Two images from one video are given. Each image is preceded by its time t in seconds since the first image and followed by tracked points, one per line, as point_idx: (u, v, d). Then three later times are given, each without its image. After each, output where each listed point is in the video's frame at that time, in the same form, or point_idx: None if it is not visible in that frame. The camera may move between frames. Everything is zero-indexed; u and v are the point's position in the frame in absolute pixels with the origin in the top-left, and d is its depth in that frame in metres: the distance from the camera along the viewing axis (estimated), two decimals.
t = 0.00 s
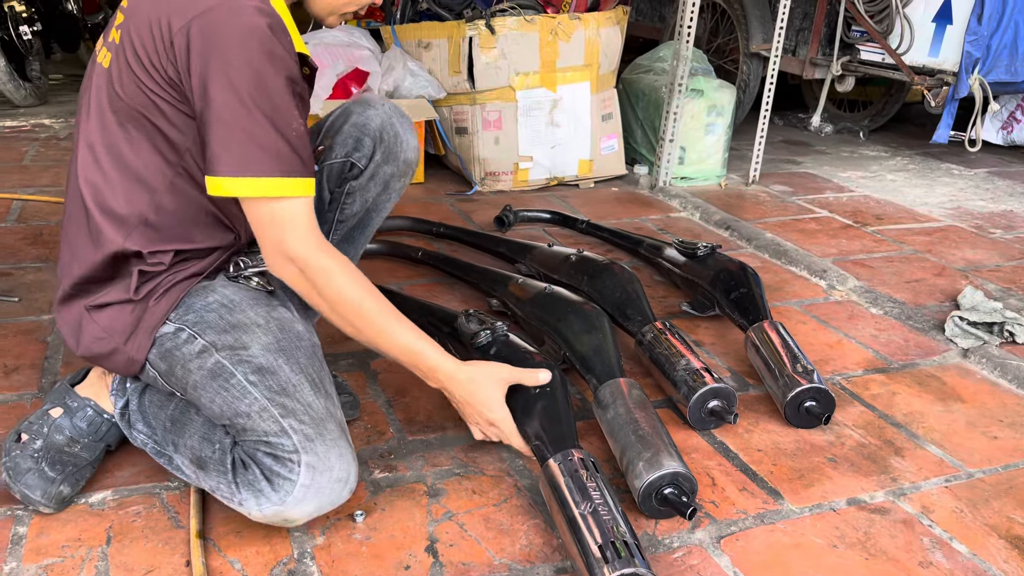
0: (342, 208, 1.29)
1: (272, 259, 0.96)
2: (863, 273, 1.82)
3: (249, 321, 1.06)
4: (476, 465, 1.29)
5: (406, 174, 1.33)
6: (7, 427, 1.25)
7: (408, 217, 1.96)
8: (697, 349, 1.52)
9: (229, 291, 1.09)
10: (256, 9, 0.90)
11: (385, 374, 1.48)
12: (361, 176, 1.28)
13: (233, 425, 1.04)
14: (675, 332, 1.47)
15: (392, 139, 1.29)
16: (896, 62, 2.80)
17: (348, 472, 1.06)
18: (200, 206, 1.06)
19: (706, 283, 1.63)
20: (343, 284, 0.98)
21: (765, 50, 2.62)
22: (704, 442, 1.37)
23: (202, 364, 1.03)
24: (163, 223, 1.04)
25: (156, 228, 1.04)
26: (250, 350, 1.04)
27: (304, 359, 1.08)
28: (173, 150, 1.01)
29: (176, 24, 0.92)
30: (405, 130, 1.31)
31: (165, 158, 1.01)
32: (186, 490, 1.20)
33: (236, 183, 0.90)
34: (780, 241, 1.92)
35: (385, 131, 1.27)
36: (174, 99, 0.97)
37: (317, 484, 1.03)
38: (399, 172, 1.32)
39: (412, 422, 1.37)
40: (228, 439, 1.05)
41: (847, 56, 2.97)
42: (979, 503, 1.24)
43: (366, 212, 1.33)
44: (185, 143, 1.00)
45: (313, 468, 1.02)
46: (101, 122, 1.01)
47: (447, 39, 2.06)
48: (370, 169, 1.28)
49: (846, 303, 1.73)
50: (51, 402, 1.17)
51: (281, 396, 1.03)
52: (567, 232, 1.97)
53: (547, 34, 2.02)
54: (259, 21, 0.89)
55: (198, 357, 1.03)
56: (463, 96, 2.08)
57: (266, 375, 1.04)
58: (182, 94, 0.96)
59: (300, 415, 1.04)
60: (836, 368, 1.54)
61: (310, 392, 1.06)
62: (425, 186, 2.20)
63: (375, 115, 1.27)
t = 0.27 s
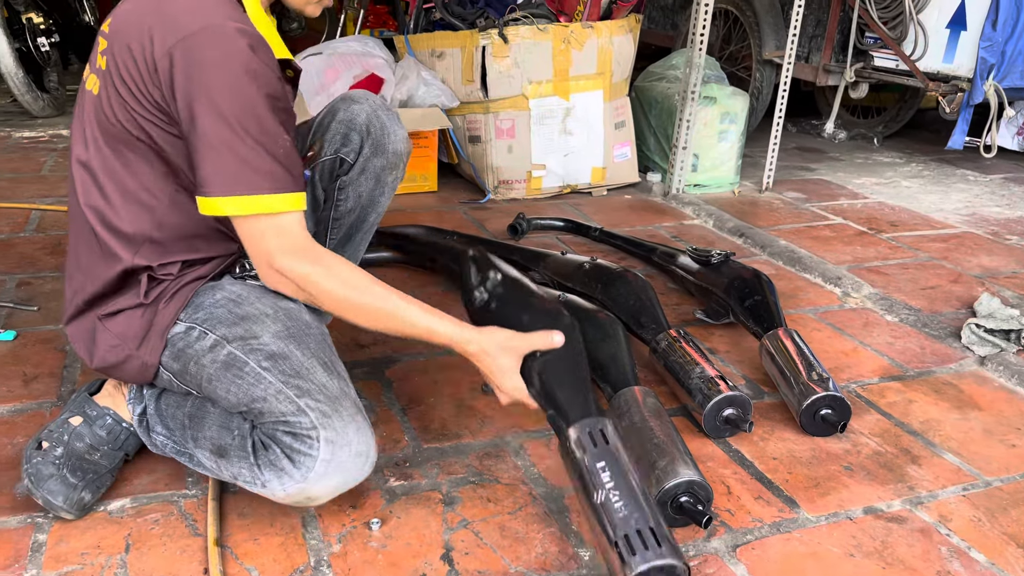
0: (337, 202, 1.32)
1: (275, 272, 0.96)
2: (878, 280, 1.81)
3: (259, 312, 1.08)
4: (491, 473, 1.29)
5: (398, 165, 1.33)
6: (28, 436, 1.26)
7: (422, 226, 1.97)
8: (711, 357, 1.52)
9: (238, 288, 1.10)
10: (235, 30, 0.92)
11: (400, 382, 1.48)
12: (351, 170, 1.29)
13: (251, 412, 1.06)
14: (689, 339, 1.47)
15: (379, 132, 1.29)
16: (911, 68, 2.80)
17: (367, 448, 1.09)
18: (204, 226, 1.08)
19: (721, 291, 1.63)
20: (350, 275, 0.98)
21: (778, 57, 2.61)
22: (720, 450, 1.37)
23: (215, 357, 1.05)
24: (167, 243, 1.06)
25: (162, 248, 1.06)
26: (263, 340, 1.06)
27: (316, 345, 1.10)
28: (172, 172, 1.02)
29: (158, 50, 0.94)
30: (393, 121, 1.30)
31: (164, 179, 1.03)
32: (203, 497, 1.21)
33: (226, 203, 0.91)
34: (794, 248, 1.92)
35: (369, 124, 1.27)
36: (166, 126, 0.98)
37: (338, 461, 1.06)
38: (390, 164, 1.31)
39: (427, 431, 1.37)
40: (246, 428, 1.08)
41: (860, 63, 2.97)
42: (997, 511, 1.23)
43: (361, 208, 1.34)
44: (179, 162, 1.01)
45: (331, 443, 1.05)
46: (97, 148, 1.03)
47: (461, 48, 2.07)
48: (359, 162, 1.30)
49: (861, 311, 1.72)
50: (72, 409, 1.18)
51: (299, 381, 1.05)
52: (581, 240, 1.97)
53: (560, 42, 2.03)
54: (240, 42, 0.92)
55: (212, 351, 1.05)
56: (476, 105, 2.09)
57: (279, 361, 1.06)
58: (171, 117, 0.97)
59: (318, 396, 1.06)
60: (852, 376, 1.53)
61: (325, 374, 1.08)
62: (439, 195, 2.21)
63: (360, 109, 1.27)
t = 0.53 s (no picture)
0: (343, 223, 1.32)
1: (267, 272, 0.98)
2: (897, 292, 1.80)
3: (231, 311, 1.09)
4: (509, 489, 1.29)
5: (404, 185, 1.34)
6: (51, 452, 1.28)
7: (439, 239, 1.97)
8: (729, 372, 1.52)
9: (217, 293, 1.11)
10: (178, 41, 0.92)
11: (417, 396, 1.48)
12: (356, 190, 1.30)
13: (220, 407, 1.07)
14: (707, 354, 1.47)
15: (385, 153, 1.29)
16: (929, 78, 2.79)
17: (335, 436, 1.10)
18: (192, 240, 1.10)
19: (738, 304, 1.63)
20: (318, 232, 0.98)
21: (795, 67, 2.61)
22: (738, 466, 1.36)
23: (188, 357, 1.06)
24: (155, 261, 1.08)
25: (149, 266, 1.08)
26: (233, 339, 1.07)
27: (290, 341, 1.11)
28: (151, 191, 1.04)
29: (112, 71, 0.95)
30: (398, 141, 1.31)
31: (144, 197, 1.04)
32: (223, 513, 1.22)
33: (201, 210, 0.92)
34: (811, 260, 1.91)
35: (376, 146, 1.28)
36: (136, 147, 1.00)
37: (303, 452, 1.07)
38: (396, 183, 1.32)
39: (445, 446, 1.37)
40: (215, 424, 1.08)
41: (878, 72, 2.96)
42: (1020, 529, 1.22)
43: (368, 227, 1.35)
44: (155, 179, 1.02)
45: (296, 432, 1.06)
46: (81, 177, 1.06)
47: (477, 61, 2.11)
48: (365, 183, 1.30)
49: (880, 324, 1.71)
50: (86, 429, 1.21)
51: (267, 375, 1.06)
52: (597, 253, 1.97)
53: (576, 55, 2.03)
54: (182, 51, 0.92)
55: (185, 350, 1.06)
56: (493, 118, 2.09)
57: (247, 355, 1.07)
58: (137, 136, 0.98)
59: (287, 389, 1.07)
60: (871, 391, 1.52)
61: (295, 367, 1.09)
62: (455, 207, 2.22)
63: (366, 130, 1.27)
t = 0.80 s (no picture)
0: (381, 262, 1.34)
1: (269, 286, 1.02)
2: (928, 315, 1.79)
3: (258, 307, 1.19)
4: (539, 518, 1.29)
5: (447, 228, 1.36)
6: (90, 479, 1.31)
7: (468, 261, 1.99)
8: (759, 398, 1.51)
9: (239, 301, 1.20)
10: (162, 66, 1.00)
11: (447, 422, 1.49)
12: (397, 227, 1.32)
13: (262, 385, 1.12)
14: (737, 381, 1.47)
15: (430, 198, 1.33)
16: (959, 97, 2.77)
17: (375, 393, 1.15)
18: (205, 256, 1.18)
19: (768, 329, 1.62)
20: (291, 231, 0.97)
21: (822, 86, 2.60)
22: (768, 494, 1.36)
23: (223, 350, 1.14)
24: (169, 275, 1.17)
25: (162, 279, 1.17)
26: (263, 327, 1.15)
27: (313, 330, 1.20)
28: (166, 208, 1.13)
29: (120, 99, 1.05)
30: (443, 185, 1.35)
31: (161, 214, 1.13)
32: (258, 541, 1.23)
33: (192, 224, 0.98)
34: (841, 282, 1.90)
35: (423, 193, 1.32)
36: (148, 166, 1.09)
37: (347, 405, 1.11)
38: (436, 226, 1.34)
39: (475, 473, 1.38)
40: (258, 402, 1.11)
41: (907, 91, 2.95)
42: None
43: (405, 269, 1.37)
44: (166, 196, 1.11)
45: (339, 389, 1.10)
46: (111, 199, 1.18)
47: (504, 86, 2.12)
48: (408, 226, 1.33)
49: (912, 348, 1.70)
50: (116, 462, 1.23)
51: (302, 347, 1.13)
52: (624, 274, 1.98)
53: (603, 78, 2.06)
54: (165, 76, 0.99)
55: (220, 344, 1.14)
56: (520, 140, 2.11)
57: (279, 338, 1.14)
58: (144, 158, 1.07)
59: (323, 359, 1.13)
60: (903, 417, 1.51)
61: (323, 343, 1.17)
62: (483, 229, 2.23)
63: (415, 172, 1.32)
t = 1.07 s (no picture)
0: (467, 313, 1.39)
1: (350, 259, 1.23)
2: (981, 329, 1.76)
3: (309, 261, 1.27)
4: (592, 533, 1.30)
5: (536, 302, 1.39)
6: (154, 489, 1.35)
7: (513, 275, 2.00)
8: (810, 414, 1.50)
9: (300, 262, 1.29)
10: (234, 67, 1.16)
11: (498, 436, 1.50)
12: (490, 287, 1.37)
13: (298, 324, 1.21)
14: (789, 397, 1.46)
15: (528, 267, 1.37)
16: (1008, 106, 2.73)
17: (400, 320, 1.21)
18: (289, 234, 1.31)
19: (818, 343, 1.61)
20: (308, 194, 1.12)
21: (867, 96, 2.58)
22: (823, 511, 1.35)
23: (279, 296, 1.24)
24: (264, 250, 1.32)
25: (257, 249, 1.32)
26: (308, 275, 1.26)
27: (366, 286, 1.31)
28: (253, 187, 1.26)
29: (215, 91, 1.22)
30: (546, 259, 1.37)
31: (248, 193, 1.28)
32: (317, 553, 1.25)
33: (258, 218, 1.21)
34: (890, 295, 1.88)
35: (523, 255, 1.36)
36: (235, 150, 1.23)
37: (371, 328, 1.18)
38: (527, 298, 1.38)
39: (527, 487, 1.39)
40: (293, 341, 1.20)
41: (954, 100, 2.90)
42: None
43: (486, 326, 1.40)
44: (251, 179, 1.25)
45: (364, 312, 1.18)
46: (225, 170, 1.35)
47: (548, 99, 2.09)
48: (497, 284, 1.37)
49: (966, 362, 1.67)
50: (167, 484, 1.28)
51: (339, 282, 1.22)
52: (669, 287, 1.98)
53: (646, 91, 2.06)
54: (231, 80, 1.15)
55: (276, 293, 1.24)
56: (563, 153, 2.13)
57: (330, 283, 1.22)
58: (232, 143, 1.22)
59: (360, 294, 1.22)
60: (959, 434, 1.49)
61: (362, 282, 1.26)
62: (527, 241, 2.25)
63: (520, 239, 1.36)
